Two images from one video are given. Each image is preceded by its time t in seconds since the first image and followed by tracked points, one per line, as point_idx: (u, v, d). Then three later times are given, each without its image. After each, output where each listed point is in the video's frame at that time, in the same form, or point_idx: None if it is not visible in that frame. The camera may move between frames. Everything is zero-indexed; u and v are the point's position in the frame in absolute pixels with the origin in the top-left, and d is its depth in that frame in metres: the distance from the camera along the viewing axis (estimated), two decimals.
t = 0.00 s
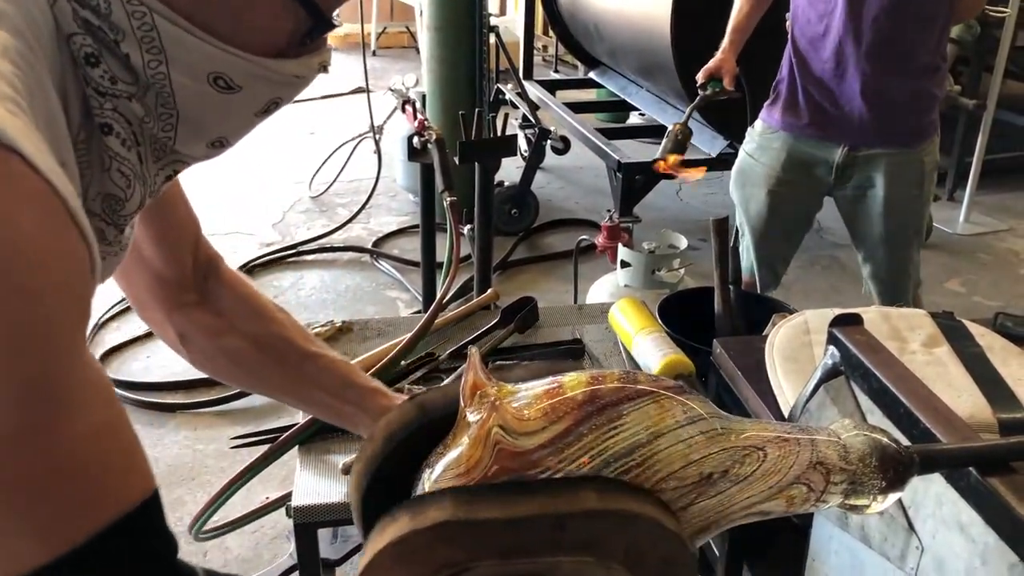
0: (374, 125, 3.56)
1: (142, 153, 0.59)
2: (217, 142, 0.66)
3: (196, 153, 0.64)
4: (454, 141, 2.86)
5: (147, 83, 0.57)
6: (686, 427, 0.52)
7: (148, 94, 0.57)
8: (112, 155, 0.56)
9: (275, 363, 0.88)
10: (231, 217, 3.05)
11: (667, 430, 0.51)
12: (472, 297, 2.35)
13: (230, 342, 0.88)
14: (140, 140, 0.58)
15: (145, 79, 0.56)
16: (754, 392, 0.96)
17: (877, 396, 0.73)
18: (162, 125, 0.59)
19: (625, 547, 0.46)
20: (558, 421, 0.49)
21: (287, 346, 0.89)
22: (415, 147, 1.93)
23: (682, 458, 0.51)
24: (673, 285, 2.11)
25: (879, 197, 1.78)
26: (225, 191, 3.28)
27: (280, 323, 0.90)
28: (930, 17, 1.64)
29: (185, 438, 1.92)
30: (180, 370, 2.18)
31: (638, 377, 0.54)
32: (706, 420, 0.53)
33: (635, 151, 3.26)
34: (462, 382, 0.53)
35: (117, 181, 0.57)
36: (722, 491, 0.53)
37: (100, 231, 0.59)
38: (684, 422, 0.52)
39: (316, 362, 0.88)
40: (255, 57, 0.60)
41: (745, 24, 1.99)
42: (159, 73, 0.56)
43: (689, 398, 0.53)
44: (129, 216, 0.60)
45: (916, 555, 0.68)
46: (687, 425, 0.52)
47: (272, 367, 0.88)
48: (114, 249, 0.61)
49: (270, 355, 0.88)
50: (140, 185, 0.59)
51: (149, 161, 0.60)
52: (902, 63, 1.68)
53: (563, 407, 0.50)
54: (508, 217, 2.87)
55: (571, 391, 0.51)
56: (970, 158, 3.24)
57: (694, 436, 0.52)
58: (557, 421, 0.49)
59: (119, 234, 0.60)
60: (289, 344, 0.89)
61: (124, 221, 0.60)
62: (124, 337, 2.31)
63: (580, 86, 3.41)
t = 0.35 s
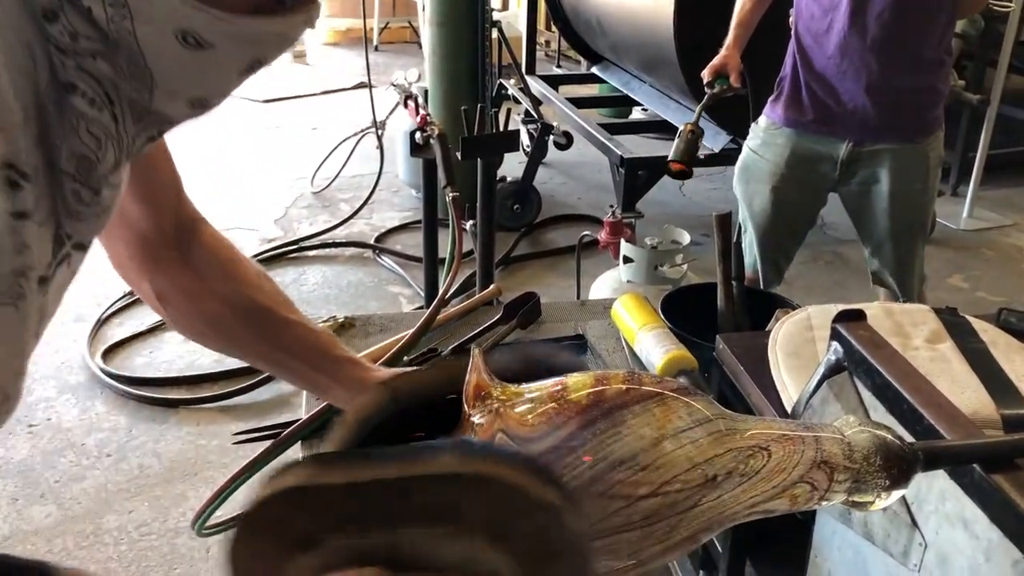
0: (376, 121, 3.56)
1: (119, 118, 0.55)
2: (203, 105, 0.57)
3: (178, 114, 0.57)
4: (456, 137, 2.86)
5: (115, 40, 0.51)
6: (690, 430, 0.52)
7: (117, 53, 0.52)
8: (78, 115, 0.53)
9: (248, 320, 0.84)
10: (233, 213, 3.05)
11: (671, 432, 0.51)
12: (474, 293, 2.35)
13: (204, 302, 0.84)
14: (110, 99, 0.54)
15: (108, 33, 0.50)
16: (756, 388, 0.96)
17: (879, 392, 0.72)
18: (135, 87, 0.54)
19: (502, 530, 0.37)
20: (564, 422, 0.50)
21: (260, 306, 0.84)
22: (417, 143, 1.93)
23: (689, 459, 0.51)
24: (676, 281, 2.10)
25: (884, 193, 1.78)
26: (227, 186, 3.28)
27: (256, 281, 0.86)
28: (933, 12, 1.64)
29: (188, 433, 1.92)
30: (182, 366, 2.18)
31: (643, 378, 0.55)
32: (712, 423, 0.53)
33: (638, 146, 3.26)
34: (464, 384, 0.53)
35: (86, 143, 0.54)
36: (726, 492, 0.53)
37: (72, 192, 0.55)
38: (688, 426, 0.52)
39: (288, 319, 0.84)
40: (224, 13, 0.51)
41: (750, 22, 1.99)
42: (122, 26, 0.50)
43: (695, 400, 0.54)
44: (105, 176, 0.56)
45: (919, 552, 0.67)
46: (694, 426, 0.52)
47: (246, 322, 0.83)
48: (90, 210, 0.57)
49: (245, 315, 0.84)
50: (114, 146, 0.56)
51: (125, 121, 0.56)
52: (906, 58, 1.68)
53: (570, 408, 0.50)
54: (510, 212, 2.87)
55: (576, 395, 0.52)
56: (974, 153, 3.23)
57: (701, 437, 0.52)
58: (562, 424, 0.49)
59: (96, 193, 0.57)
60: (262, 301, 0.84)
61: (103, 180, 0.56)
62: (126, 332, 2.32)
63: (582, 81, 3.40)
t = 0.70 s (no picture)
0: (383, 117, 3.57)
1: (42, 60, 0.43)
2: (142, 54, 0.44)
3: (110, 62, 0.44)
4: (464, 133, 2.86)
5: None
6: (695, 407, 0.46)
7: None
8: None
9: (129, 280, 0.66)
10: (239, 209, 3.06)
11: (668, 407, 0.45)
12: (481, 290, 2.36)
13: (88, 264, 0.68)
14: (32, 41, 0.42)
15: None
16: (763, 386, 0.96)
17: (887, 389, 0.72)
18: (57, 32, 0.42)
19: (417, 565, 0.29)
20: (557, 402, 0.44)
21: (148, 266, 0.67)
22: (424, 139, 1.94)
23: (687, 435, 0.45)
24: (683, 278, 2.10)
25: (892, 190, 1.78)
26: (234, 182, 3.28)
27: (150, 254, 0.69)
28: (941, 9, 1.63)
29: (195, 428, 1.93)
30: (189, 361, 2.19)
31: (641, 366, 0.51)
32: (713, 401, 0.48)
33: (645, 142, 3.25)
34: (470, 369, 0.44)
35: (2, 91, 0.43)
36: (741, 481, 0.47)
37: None
38: (691, 403, 0.46)
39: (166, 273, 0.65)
40: None
41: (755, 17, 1.98)
42: None
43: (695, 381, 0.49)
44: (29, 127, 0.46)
45: (927, 550, 0.67)
46: (690, 404, 0.46)
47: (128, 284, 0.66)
48: (29, 159, 0.48)
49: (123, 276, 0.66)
50: (38, 94, 0.45)
51: (53, 65, 0.44)
52: (914, 55, 1.67)
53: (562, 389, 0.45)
54: (517, 209, 2.87)
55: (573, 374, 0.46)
56: (982, 151, 3.22)
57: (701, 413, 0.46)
58: (558, 400, 0.44)
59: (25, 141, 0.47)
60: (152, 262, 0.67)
61: (28, 132, 0.46)
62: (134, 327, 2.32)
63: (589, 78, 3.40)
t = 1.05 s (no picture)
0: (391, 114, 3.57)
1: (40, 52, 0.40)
2: (149, 47, 0.41)
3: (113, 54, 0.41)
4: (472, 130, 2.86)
5: None
6: (711, 425, 0.55)
7: None
8: None
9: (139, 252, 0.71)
10: (247, 205, 3.07)
11: (690, 430, 0.55)
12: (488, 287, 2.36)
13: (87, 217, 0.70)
14: (32, 35, 0.39)
15: None
16: (772, 384, 0.96)
17: (898, 387, 0.72)
18: (59, 27, 0.39)
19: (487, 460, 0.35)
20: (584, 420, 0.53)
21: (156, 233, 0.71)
22: (433, 136, 1.95)
23: (706, 458, 0.54)
24: (691, 276, 2.09)
25: (902, 188, 1.77)
26: (241, 179, 3.28)
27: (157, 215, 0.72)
28: (952, 6, 1.62)
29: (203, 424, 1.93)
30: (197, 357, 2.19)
31: (663, 377, 0.59)
32: (730, 419, 0.57)
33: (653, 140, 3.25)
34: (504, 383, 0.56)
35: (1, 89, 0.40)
36: (748, 490, 0.56)
37: None
38: (709, 421, 0.56)
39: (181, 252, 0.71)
40: None
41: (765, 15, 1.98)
42: None
43: (713, 398, 0.58)
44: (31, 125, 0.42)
45: (937, 550, 0.67)
46: (711, 423, 0.56)
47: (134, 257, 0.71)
48: (34, 152, 0.45)
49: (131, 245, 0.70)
50: (38, 90, 0.41)
51: (55, 56, 0.40)
52: (926, 53, 1.66)
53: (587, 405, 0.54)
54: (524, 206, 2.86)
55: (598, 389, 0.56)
56: (992, 150, 3.20)
57: (721, 434, 0.55)
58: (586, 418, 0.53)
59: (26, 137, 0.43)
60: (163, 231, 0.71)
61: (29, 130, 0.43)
62: (142, 323, 2.33)
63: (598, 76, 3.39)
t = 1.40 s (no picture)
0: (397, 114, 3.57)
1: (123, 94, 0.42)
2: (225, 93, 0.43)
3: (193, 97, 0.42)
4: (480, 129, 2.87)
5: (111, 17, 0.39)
6: (717, 421, 0.56)
7: (116, 35, 0.39)
8: (68, 101, 0.42)
9: (184, 261, 0.75)
10: (253, 204, 3.08)
11: (696, 426, 0.55)
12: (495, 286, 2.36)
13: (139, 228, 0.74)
14: (113, 80, 0.41)
15: (107, 13, 0.38)
16: (779, 383, 0.96)
17: (905, 387, 0.72)
18: (140, 71, 0.41)
19: (551, 453, 0.45)
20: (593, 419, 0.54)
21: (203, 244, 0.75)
22: (441, 136, 1.95)
23: (713, 453, 0.55)
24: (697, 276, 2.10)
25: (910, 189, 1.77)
26: (248, 179, 3.29)
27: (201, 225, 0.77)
28: (960, 8, 1.62)
29: (211, 422, 1.94)
30: (204, 355, 2.19)
31: (670, 377, 0.60)
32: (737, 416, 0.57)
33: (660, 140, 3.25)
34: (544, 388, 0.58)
35: (80, 129, 0.43)
36: (756, 486, 0.56)
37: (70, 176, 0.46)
38: (714, 417, 0.56)
39: (230, 264, 0.75)
40: (256, 9, 0.37)
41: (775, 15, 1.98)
42: (120, 9, 0.38)
43: (719, 396, 0.58)
44: (106, 162, 0.46)
45: (945, 549, 0.67)
46: (717, 420, 0.56)
47: (181, 266, 0.75)
48: (102, 185, 0.49)
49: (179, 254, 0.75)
50: (118, 134, 0.45)
51: (133, 101, 0.43)
52: (933, 54, 1.66)
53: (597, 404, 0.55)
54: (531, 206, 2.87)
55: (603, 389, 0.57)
56: (999, 150, 3.20)
57: (726, 430, 0.56)
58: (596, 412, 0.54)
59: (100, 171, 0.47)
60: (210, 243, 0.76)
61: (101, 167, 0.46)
62: (151, 322, 2.34)
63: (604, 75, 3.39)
